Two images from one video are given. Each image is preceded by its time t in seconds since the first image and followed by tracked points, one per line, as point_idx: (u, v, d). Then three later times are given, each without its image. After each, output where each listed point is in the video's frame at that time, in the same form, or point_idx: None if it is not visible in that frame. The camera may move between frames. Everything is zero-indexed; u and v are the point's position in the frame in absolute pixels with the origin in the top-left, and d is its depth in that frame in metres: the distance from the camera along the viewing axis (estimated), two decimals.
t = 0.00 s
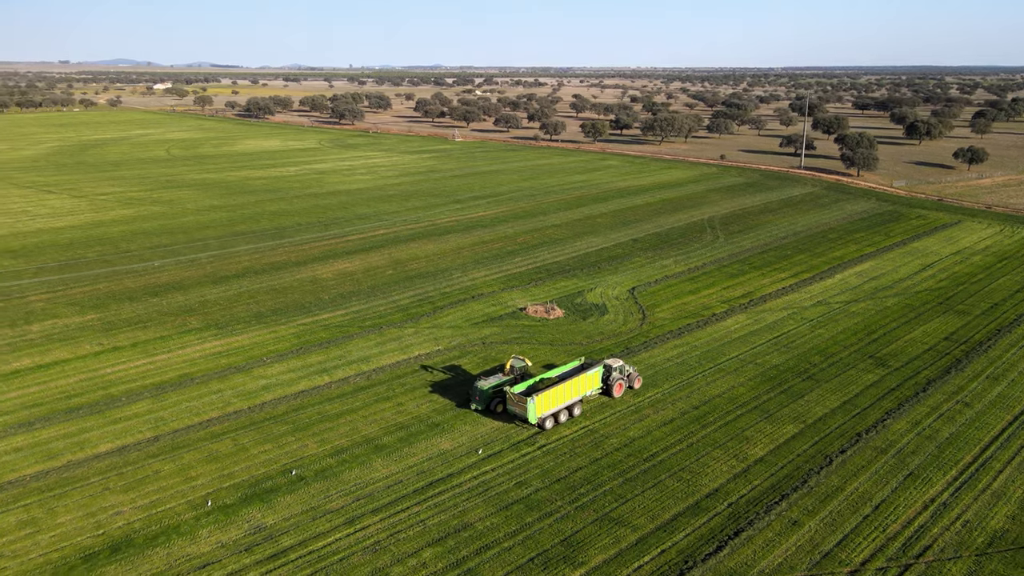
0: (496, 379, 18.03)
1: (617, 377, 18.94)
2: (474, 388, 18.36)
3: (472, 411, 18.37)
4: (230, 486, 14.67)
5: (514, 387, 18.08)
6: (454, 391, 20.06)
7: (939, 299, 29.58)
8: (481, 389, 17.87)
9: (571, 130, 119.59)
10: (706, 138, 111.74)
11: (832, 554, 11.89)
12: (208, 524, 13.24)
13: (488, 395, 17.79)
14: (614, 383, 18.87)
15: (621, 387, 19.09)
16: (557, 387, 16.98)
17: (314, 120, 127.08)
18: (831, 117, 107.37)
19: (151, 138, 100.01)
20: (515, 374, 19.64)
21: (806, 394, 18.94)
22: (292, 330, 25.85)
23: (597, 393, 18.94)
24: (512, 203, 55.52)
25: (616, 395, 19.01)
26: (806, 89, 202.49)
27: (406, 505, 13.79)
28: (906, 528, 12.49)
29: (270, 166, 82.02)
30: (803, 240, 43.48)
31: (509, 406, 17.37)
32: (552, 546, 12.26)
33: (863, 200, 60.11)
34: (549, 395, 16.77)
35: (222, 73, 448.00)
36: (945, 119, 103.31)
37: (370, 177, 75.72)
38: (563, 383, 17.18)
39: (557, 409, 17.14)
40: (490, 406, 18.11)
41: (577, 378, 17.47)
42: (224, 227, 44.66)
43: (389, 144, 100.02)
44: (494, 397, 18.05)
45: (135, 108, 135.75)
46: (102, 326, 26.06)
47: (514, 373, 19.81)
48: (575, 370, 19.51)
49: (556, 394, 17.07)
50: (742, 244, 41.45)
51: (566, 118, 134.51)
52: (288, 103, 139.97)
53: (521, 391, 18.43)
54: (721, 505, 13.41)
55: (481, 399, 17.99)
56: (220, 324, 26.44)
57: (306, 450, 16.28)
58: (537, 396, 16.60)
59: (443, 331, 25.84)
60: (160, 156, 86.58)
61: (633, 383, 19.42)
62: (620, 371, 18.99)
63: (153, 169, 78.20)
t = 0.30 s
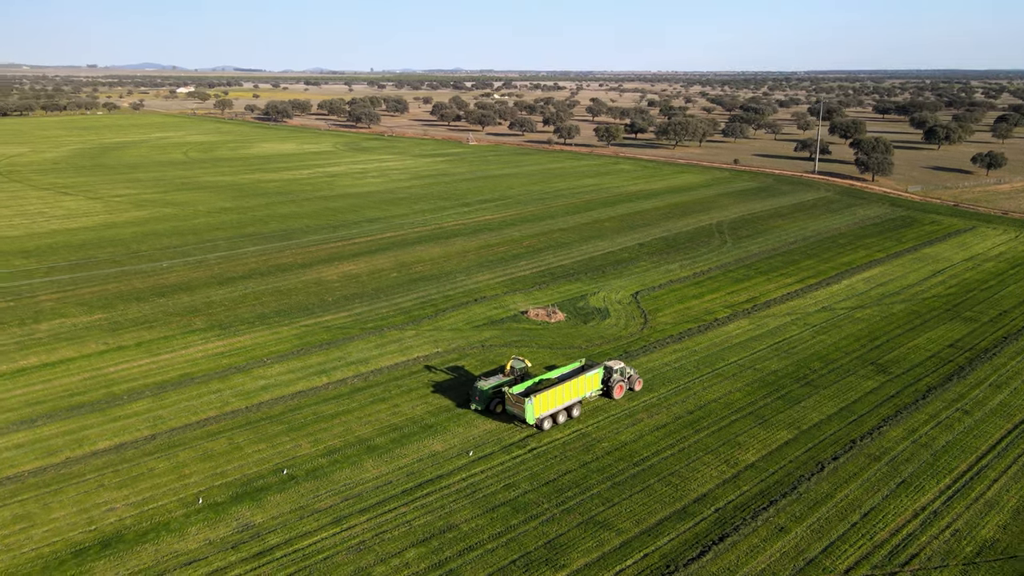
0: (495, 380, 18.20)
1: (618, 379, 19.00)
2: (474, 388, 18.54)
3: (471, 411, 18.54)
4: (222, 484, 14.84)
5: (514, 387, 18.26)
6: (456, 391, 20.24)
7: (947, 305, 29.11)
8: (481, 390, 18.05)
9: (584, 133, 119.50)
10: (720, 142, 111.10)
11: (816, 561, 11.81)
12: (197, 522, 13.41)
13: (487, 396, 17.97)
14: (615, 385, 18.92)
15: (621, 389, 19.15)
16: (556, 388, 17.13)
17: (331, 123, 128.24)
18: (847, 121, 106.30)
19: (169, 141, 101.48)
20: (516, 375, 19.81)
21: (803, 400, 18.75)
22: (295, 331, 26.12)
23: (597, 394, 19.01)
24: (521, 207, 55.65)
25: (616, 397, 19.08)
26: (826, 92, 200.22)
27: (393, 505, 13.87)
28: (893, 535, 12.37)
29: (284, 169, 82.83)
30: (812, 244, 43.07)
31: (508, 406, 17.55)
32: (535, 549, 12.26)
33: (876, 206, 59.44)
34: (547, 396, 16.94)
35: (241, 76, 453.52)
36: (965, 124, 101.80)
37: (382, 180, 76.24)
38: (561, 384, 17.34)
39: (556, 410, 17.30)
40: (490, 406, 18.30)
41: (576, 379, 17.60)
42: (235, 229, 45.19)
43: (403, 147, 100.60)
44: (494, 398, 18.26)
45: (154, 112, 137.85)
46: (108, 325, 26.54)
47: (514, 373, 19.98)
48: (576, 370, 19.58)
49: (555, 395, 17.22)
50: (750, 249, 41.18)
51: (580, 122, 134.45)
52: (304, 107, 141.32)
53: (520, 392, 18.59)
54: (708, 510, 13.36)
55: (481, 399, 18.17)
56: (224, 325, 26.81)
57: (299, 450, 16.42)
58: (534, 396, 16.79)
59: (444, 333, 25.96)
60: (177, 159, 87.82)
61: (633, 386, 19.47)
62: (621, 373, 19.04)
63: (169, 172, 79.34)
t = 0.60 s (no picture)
0: (492, 380, 18.45)
1: (614, 381, 19.22)
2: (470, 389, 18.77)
3: (467, 412, 18.76)
4: (211, 483, 14.99)
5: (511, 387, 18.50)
6: (453, 392, 20.48)
7: (950, 311, 28.75)
8: (477, 390, 18.29)
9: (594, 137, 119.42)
10: (730, 147, 110.64)
11: (796, 567, 11.77)
12: (183, 520, 13.54)
13: (483, 396, 18.21)
14: (611, 388, 19.12)
15: (618, 391, 19.35)
16: (551, 389, 17.42)
17: (343, 127, 129.17)
18: (859, 126, 105.50)
19: (183, 144, 102.59)
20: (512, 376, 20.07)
21: (795, 406, 18.64)
22: (293, 333, 26.36)
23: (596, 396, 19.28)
24: (526, 211, 55.79)
25: (613, 399, 19.27)
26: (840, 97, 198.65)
27: (377, 506, 13.97)
28: (876, 542, 12.31)
29: (293, 173, 83.52)
30: (817, 249, 42.82)
31: (504, 406, 17.80)
32: (514, 551, 12.30)
33: (885, 211, 58.98)
34: (542, 397, 17.22)
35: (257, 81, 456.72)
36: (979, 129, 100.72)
37: (389, 184, 76.65)
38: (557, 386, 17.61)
39: (551, 411, 17.57)
40: (486, 406, 18.55)
41: (571, 381, 17.85)
42: (240, 232, 45.64)
43: (412, 151, 101.07)
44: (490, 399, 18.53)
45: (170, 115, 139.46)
46: (110, 326, 26.91)
47: (510, 375, 20.20)
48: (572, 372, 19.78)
49: (550, 396, 17.51)
50: (753, 254, 41.03)
51: (591, 126, 134.50)
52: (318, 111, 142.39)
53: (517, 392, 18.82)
54: (691, 515, 13.34)
55: (476, 400, 18.40)
56: (224, 326, 27.10)
57: (289, 450, 16.57)
58: (529, 396, 17.09)
59: (440, 336, 26.09)
60: (190, 163, 88.73)
61: (629, 388, 19.68)
62: (617, 375, 19.25)
63: (180, 175, 80.26)
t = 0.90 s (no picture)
0: (488, 382, 18.57)
1: (613, 382, 19.33)
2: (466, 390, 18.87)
3: (463, 413, 18.90)
4: (202, 482, 15.15)
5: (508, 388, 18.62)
6: (451, 393, 20.60)
7: (953, 317, 28.37)
8: (473, 391, 18.41)
9: (605, 142, 119.32)
10: (742, 152, 110.13)
11: (776, 571, 11.77)
12: (173, 517, 13.69)
13: (479, 398, 18.36)
14: (610, 389, 19.24)
15: (617, 392, 19.47)
16: (548, 390, 17.59)
17: (357, 132, 130.12)
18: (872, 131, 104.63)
19: (198, 148, 103.80)
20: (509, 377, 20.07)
21: (788, 411, 18.55)
22: (293, 335, 26.68)
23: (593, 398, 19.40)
24: (533, 215, 55.97)
25: (611, 401, 19.38)
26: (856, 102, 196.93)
27: (364, 506, 14.08)
28: (859, 548, 12.27)
29: (305, 176, 84.24)
30: (823, 253, 42.56)
31: (501, 407, 17.95)
32: (496, 552, 12.36)
33: (894, 216, 58.49)
34: (539, 398, 17.40)
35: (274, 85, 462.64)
36: (995, 135, 99.53)
37: (398, 188, 77.10)
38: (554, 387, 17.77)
39: (548, 412, 17.75)
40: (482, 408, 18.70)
41: (568, 382, 18.01)
42: (248, 234, 46.15)
43: (424, 155, 101.63)
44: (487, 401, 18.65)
45: (186, 120, 141.21)
46: (114, 326, 27.35)
47: (506, 377, 20.24)
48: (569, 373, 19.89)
49: (547, 397, 17.68)
50: (757, 258, 40.88)
51: (602, 131, 134.54)
52: (331, 116, 143.55)
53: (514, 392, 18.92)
54: (675, 518, 13.35)
55: (473, 401, 18.53)
56: (226, 327, 27.46)
57: (281, 450, 16.73)
58: (526, 397, 17.27)
59: (439, 339, 26.27)
60: (203, 166, 89.78)
61: (628, 390, 19.81)
62: (616, 376, 19.37)
63: (194, 178, 81.24)
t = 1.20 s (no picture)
0: (487, 384, 18.75)
1: (612, 385, 19.51)
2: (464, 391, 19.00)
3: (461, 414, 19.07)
4: (197, 480, 15.37)
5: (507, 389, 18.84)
6: (449, 394, 20.75)
7: (959, 324, 27.98)
8: (470, 393, 18.56)
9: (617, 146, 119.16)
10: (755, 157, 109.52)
11: None
12: (166, 514, 13.89)
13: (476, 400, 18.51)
14: (609, 391, 19.41)
15: (616, 395, 19.62)
16: (547, 391, 17.85)
17: (372, 136, 131.20)
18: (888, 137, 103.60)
19: (214, 152, 105.20)
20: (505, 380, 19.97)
21: (783, 417, 18.45)
22: (296, 337, 27.05)
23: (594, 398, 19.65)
24: (541, 219, 56.17)
25: (611, 403, 19.53)
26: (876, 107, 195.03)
27: (354, 505, 14.21)
28: (843, 554, 12.23)
29: (317, 180, 85.11)
30: (831, 259, 42.25)
31: (500, 407, 18.19)
32: (480, 552, 12.45)
33: (907, 222, 57.89)
34: (538, 399, 17.65)
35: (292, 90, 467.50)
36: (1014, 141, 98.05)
37: (410, 192, 77.65)
38: (553, 388, 18.03)
39: (547, 413, 18.00)
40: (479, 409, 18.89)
41: (567, 384, 18.23)
42: (259, 237, 46.75)
43: (437, 160, 102.16)
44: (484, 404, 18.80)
45: (204, 124, 143.22)
46: (122, 326, 27.84)
47: (504, 379, 20.11)
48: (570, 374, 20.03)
49: (546, 398, 17.93)
50: (763, 264, 40.71)
51: (616, 136, 134.52)
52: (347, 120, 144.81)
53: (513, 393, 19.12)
54: (660, 522, 13.38)
55: (470, 403, 18.67)
56: (231, 329, 27.88)
57: (276, 450, 16.94)
58: (525, 398, 17.54)
59: (439, 342, 26.50)
60: (219, 170, 90.98)
61: (628, 393, 19.95)
62: (616, 379, 19.56)
63: (209, 181, 82.40)
